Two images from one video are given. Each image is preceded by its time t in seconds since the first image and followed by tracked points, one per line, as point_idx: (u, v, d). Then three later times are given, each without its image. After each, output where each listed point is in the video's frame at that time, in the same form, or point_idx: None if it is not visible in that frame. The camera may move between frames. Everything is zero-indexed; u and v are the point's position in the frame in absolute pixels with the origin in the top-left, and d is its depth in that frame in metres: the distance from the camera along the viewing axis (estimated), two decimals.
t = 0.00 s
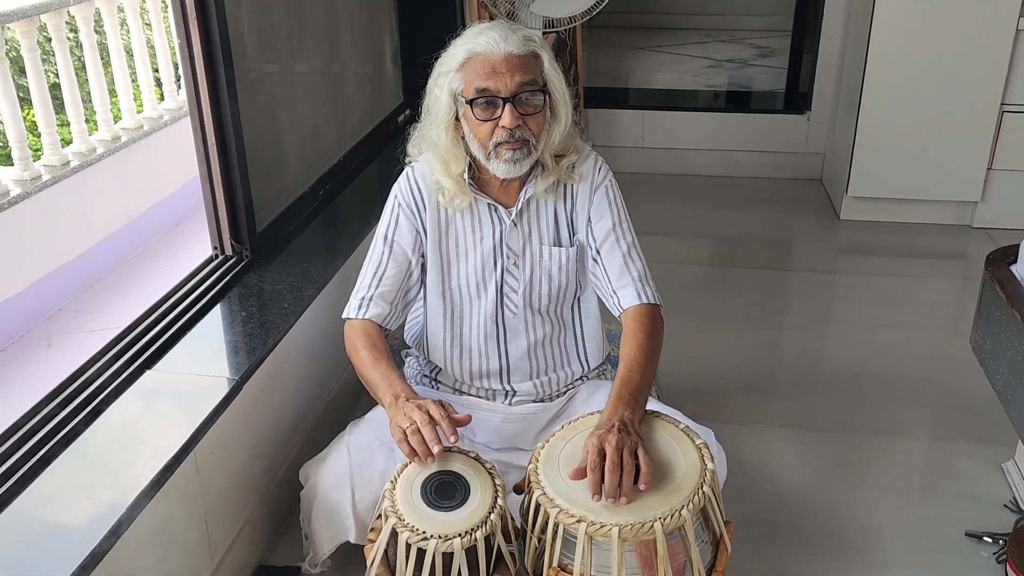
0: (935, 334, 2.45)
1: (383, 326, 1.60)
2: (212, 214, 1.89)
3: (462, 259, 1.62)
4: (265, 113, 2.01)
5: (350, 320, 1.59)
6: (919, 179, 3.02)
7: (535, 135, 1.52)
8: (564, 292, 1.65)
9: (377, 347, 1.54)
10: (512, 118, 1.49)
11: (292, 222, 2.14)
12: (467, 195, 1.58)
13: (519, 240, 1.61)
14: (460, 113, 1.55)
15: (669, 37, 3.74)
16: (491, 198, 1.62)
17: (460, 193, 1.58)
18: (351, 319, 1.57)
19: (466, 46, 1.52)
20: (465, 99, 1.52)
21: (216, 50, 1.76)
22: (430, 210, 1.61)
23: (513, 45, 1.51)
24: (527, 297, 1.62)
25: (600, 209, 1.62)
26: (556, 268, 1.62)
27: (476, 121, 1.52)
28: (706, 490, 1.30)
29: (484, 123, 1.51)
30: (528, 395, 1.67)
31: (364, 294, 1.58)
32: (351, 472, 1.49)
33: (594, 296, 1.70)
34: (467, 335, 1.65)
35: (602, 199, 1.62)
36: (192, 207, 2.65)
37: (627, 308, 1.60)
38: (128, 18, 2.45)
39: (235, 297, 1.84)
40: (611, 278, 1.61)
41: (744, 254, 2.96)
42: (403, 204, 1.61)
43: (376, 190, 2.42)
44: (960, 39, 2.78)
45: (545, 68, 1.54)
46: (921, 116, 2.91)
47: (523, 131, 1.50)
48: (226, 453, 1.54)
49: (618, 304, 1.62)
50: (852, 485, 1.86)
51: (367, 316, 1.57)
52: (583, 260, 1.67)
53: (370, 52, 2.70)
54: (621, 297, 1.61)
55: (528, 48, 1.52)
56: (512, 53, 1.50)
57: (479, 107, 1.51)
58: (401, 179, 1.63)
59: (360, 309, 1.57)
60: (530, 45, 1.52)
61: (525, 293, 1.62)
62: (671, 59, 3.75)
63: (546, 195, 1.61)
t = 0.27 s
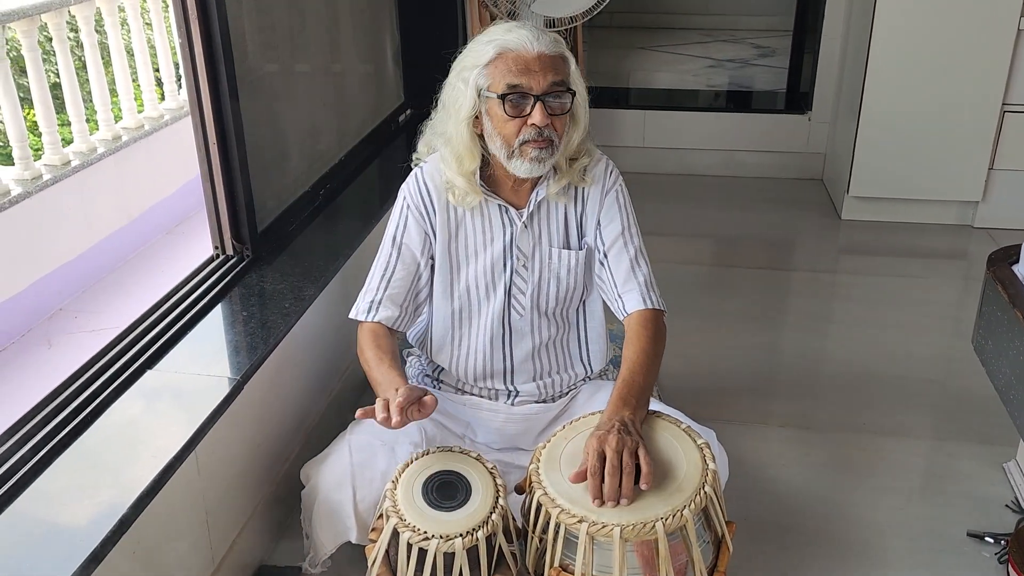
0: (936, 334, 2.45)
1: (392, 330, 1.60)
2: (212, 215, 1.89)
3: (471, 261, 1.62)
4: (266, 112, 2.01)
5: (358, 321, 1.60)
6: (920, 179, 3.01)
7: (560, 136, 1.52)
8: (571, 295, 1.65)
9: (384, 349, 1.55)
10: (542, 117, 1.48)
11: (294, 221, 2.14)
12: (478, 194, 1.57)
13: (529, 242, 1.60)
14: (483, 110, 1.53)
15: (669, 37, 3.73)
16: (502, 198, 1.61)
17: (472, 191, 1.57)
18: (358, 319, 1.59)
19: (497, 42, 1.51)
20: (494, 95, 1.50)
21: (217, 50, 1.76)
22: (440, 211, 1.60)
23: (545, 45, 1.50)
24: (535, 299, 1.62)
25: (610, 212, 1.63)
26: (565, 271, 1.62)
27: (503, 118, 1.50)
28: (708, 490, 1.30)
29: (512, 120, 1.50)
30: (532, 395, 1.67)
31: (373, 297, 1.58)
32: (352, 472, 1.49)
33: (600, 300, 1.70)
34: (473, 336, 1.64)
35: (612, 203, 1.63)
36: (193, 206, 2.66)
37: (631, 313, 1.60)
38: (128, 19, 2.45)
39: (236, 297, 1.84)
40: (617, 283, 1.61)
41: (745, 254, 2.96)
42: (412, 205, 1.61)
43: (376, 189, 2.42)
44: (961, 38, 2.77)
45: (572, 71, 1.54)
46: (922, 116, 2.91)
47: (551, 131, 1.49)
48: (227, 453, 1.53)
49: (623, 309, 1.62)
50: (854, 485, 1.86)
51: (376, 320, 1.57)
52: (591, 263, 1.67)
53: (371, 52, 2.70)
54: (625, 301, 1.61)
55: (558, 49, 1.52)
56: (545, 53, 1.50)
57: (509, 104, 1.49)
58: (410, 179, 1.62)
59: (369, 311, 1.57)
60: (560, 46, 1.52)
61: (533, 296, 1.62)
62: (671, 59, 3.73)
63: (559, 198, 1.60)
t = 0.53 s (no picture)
0: (937, 332, 2.45)
1: (397, 326, 1.60)
2: (212, 213, 1.89)
3: (479, 258, 1.61)
4: (267, 110, 2.00)
5: (363, 316, 1.60)
6: (921, 177, 3.01)
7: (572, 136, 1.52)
8: (578, 294, 1.65)
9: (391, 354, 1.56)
10: (556, 116, 1.48)
11: (294, 219, 2.14)
12: (489, 190, 1.57)
13: (538, 240, 1.60)
14: (496, 108, 1.53)
15: (670, 35, 3.71)
16: (512, 196, 1.61)
17: (483, 187, 1.56)
18: (364, 315, 1.59)
19: (512, 40, 1.51)
20: (508, 93, 1.50)
21: (217, 48, 1.76)
22: (449, 208, 1.59)
23: (560, 43, 1.50)
24: (542, 297, 1.62)
25: (619, 212, 1.63)
26: (573, 270, 1.62)
27: (516, 116, 1.50)
28: (709, 487, 1.30)
29: (524, 119, 1.50)
30: (534, 393, 1.67)
31: (380, 292, 1.58)
32: (353, 470, 1.48)
33: (605, 301, 1.70)
34: (478, 333, 1.64)
35: (620, 203, 1.63)
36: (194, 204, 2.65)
37: (635, 313, 1.60)
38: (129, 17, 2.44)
39: (236, 296, 1.83)
40: (622, 283, 1.61)
41: (746, 252, 2.96)
42: (421, 201, 1.60)
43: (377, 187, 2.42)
44: (962, 35, 2.77)
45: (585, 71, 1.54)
46: (923, 114, 2.90)
47: (564, 130, 1.49)
48: (228, 451, 1.53)
49: (627, 308, 1.62)
50: (854, 483, 1.86)
51: (383, 316, 1.58)
52: (599, 263, 1.67)
53: (371, 49, 2.70)
54: (630, 301, 1.61)
55: (573, 48, 1.51)
56: (560, 52, 1.49)
57: (523, 103, 1.49)
58: (420, 174, 1.62)
59: (375, 307, 1.58)
60: (575, 45, 1.52)
61: (541, 294, 1.61)
62: (671, 57, 3.72)
63: (569, 197, 1.60)
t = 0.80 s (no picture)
0: (937, 328, 2.44)
1: (396, 321, 1.58)
2: (213, 211, 1.89)
3: (481, 255, 1.61)
4: (267, 106, 2.00)
5: (363, 310, 1.59)
6: (921, 174, 3.01)
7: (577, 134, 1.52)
8: (580, 292, 1.65)
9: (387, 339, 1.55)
10: (562, 115, 1.48)
11: (295, 216, 2.13)
12: (494, 187, 1.56)
13: (540, 238, 1.60)
14: (501, 105, 1.53)
15: (670, 31, 3.66)
16: (516, 193, 1.61)
17: (487, 184, 1.56)
18: (363, 309, 1.58)
19: (518, 37, 1.51)
20: (513, 91, 1.50)
21: (218, 45, 1.76)
22: (452, 204, 1.59)
23: (566, 42, 1.50)
24: (545, 295, 1.62)
25: (622, 210, 1.63)
26: (575, 268, 1.62)
27: (522, 114, 1.50)
28: (711, 485, 1.30)
29: (530, 116, 1.49)
30: (535, 391, 1.67)
31: (380, 286, 1.57)
32: (354, 467, 1.48)
33: (608, 299, 1.70)
34: (479, 330, 1.64)
35: (624, 201, 1.63)
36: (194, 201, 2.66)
37: (637, 311, 1.60)
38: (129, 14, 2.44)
39: (237, 293, 1.83)
40: (626, 281, 1.61)
41: (746, 248, 2.96)
42: (424, 196, 1.59)
43: (378, 185, 2.42)
44: (963, 31, 2.77)
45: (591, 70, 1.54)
46: (924, 110, 2.90)
47: (570, 129, 1.49)
48: (229, 449, 1.53)
49: (630, 305, 1.61)
50: (855, 479, 1.86)
51: (382, 309, 1.57)
52: (601, 261, 1.67)
53: (371, 47, 2.70)
54: (633, 299, 1.60)
55: (579, 47, 1.52)
56: (566, 50, 1.49)
57: (528, 101, 1.49)
58: (423, 169, 1.62)
59: (375, 301, 1.57)
60: (580, 44, 1.52)
61: (543, 292, 1.61)
62: (669, 53, 3.67)
63: (572, 194, 1.60)
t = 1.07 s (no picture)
0: (939, 325, 2.44)
1: (391, 315, 1.58)
2: (215, 209, 1.89)
3: (480, 250, 1.61)
4: (268, 104, 2.00)
5: (357, 304, 1.59)
6: (923, 171, 3.00)
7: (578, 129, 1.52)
8: (579, 287, 1.65)
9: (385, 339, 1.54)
10: (563, 110, 1.48)
11: (297, 214, 2.13)
12: (492, 183, 1.57)
13: (538, 233, 1.60)
14: (501, 101, 1.52)
15: (671, 28, 3.66)
16: (515, 189, 1.61)
17: (486, 180, 1.56)
18: (358, 303, 1.58)
19: (517, 34, 1.50)
20: (513, 87, 1.50)
21: (219, 42, 1.76)
22: (450, 200, 1.60)
23: (566, 38, 1.50)
24: (543, 289, 1.62)
25: (622, 203, 1.63)
26: (573, 262, 1.62)
27: (522, 110, 1.49)
28: (712, 482, 1.30)
29: (531, 112, 1.49)
30: (535, 387, 1.67)
31: (376, 279, 1.57)
32: (356, 464, 1.48)
33: (608, 294, 1.69)
34: (478, 324, 1.64)
35: (623, 194, 1.63)
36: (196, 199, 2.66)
37: (645, 300, 1.60)
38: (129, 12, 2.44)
39: (239, 291, 1.83)
40: (630, 271, 1.61)
41: (748, 245, 2.95)
42: (422, 191, 1.60)
43: (379, 182, 2.42)
44: (965, 28, 2.76)
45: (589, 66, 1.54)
46: (926, 107, 2.90)
47: (570, 124, 1.49)
48: (231, 446, 1.53)
49: (636, 295, 1.61)
50: (857, 476, 1.86)
51: (377, 303, 1.57)
52: (600, 255, 1.67)
53: (373, 46, 2.69)
54: (639, 288, 1.60)
55: (578, 42, 1.52)
56: (566, 46, 1.49)
57: (529, 96, 1.49)
58: (421, 165, 1.62)
59: (371, 294, 1.56)
60: (579, 39, 1.52)
61: (542, 287, 1.62)
62: (671, 50, 3.67)
63: (569, 188, 1.60)
